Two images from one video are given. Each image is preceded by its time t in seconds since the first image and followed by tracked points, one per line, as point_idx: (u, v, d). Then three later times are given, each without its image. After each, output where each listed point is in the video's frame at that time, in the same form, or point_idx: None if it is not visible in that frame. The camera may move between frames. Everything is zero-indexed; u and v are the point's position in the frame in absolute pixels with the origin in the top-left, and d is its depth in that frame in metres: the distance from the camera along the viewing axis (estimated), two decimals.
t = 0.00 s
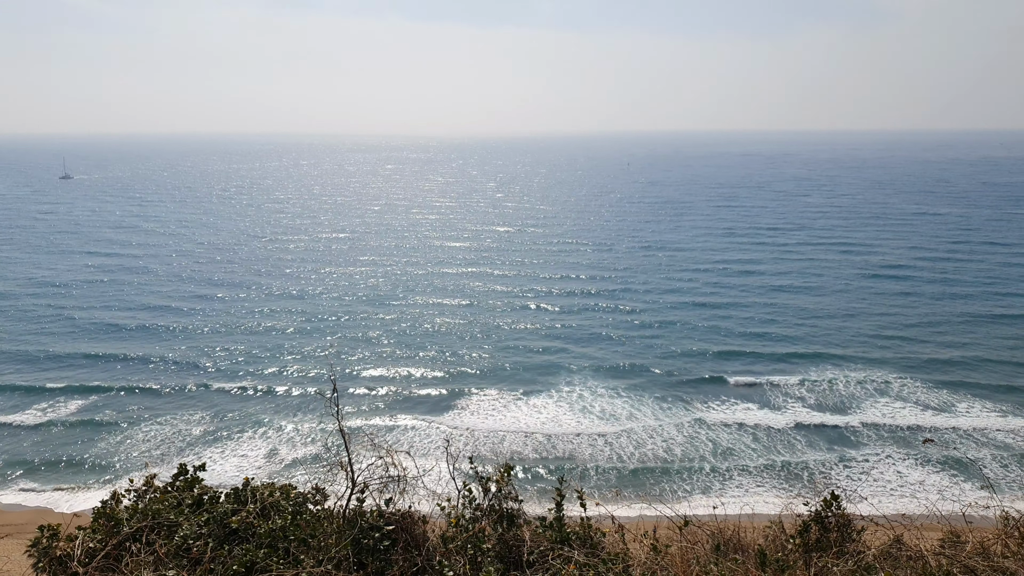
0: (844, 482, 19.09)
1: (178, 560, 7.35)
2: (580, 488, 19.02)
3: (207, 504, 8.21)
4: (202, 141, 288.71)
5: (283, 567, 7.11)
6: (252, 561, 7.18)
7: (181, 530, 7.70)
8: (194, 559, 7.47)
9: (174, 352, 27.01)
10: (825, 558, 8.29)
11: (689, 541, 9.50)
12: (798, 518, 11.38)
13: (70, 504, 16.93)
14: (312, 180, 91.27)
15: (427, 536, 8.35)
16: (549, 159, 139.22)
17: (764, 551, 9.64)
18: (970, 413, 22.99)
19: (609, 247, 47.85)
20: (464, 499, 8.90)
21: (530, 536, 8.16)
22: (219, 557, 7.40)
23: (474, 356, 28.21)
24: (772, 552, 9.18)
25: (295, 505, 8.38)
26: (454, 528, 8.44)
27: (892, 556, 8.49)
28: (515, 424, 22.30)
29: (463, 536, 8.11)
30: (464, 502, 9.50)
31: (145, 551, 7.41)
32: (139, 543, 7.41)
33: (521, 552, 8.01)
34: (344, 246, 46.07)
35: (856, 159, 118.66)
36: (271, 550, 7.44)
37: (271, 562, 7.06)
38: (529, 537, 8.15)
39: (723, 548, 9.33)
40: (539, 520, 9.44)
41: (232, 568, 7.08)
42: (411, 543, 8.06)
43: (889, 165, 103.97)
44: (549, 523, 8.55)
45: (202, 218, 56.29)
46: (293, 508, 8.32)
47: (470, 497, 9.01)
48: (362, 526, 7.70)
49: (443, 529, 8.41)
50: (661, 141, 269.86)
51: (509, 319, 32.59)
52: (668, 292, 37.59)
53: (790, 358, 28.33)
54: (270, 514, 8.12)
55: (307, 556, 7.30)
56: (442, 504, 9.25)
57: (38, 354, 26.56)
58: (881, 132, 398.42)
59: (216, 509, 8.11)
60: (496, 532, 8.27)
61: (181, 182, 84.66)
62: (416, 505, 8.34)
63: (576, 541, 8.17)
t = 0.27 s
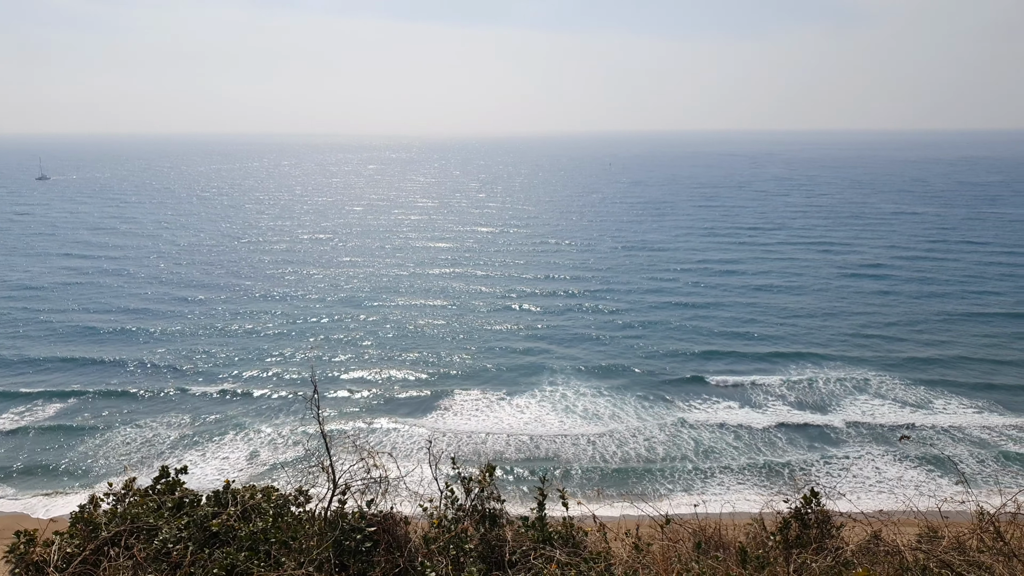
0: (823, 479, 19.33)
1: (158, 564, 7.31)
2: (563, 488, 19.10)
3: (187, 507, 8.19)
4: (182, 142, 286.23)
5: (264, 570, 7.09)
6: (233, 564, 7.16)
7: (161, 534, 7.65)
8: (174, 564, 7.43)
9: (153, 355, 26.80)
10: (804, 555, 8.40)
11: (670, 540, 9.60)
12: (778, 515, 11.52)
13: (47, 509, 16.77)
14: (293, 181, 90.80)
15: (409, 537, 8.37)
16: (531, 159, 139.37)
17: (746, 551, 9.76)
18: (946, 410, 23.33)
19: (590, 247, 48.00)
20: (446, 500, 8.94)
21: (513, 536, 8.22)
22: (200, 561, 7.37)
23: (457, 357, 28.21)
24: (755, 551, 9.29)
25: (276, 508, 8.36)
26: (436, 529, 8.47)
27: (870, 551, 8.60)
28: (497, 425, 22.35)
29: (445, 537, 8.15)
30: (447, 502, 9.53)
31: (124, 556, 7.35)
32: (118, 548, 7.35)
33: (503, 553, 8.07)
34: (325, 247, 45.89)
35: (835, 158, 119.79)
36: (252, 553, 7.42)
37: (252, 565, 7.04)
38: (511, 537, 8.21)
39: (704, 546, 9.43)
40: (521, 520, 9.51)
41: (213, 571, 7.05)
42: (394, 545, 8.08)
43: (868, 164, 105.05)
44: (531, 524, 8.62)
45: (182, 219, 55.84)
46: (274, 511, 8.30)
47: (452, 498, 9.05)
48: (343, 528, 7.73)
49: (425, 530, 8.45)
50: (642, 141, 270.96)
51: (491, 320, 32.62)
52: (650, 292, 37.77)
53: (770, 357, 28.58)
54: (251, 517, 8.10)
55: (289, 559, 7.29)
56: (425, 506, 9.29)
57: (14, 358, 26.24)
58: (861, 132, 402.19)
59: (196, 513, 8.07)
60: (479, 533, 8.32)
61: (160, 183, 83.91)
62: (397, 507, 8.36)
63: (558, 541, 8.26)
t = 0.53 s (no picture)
0: (802, 475, 19.54)
1: (135, 568, 7.24)
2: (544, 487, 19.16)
3: (165, 511, 8.10)
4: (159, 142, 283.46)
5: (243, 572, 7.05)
6: (211, 567, 7.10)
7: (139, 537, 7.58)
8: (151, 569, 7.35)
9: (129, 359, 26.54)
10: (782, 550, 8.47)
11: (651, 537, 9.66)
12: (757, 512, 11.62)
13: (22, 515, 16.57)
14: (273, 181, 90.22)
15: (390, 538, 8.35)
16: (512, 159, 139.45)
17: (727, 548, 9.83)
18: (923, 407, 23.66)
19: (572, 248, 48.11)
20: (427, 500, 8.95)
21: (494, 536, 8.25)
22: (178, 565, 7.31)
23: (438, 358, 28.17)
24: (735, 549, 9.34)
25: (255, 510, 8.31)
26: (417, 530, 8.48)
27: (848, 545, 8.62)
28: (479, 425, 22.36)
29: (426, 538, 8.15)
30: (428, 502, 9.53)
31: (101, 561, 7.27)
32: (94, 552, 7.25)
33: (485, 553, 8.09)
34: (305, 248, 45.65)
35: (814, 158, 120.89)
36: (231, 556, 7.37)
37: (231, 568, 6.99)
38: (492, 537, 8.22)
39: (685, 544, 9.48)
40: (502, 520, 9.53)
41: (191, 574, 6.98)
42: (374, 546, 8.08)
43: (846, 164, 106.13)
44: (512, 524, 8.64)
45: (159, 220, 55.30)
46: (253, 513, 8.26)
47: (434, 498, 9.06)
48: (324, 530, 7.71)
49: (406, 531, 8.45)
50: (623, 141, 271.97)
51: (472, 321, 32.59)
52: (631, 292, 37.91)
53: (749, 356, 28.79)
54: (230, 520, 8.05)
55: (268, 561, 7.25)
56: (406, 507, 9.28)
57: None
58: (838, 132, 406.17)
59: (174, 516, 8.00)
60: (461, 532, 8.34)
61: (137, 183, 83.06)
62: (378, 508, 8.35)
63: (538, 540, 8.34)
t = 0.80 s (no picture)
0: (782, 473, 19.73)
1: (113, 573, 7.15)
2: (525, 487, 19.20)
3: (144, 515, 7.99)
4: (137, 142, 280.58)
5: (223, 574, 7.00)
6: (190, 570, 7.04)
7: (117, 542, 7.48)
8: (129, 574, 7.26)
9: (106, 363, 26.26)
10: (761, 547, 8.55)
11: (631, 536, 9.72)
12: (736, 510, 11.70)
13: None
14: (251, 182, 89.57)
15: (371, 538, 8.35)
16: (494, 159, 139.45)
17: (707, 546, 9.93)
18: (900, 404, 23.97)
19: (553, 248, 48.21)
20: (408, 500, 8.94)
21: (475, 536, 8.27)
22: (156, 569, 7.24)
23: (419, 360, 28.13)
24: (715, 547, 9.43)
25: (235, 512, 8.25)
26: (398, 530, 8.48)
27: (826, 542, 8.68)
28: (460, 426, 22.36)
29: (408, 538, 8.15)
30: (409, 503, 9.52)
31: (77, 566, 7.17)
32: (70, 556, 7.15)
33: (466, 553, 8.11)
34: (285, 249, 45.39)
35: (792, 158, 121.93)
36: (211, 559, 7.30)
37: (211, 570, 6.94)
38: (473, 537, 8.24)
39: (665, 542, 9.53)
40: (484, 521, 9.56)
41: None
42: (354, 548, 8.07)
43: (824, 164, 107.18)
44: (493, 524, 8.67)
45: (137, 221, 54.76)
46: (232, 515, 8.20)
47: (415, 498, 9.06)
48: (304, 531, 7.68)
49: (386, 532, 8.44)
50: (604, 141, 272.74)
51: (453, 323, 32.57)
52: (612, 293, 38.05)
53: (729, 356, 28.99)
54: (210, 523, 7.98)
55: (249, 564, 7.19)
56: (387, 508, 9.27)
57: None
58: (817, 132, 409.86)
59: (152, 520, 7.91)
60: (442, 533, 8.35)
61: (114, 184, 82.18)
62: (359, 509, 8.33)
63: (519, 539, 8.38)
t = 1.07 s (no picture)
0: (763, 470, 19.94)
1: None
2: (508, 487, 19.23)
3: (122, 518, 7.89)
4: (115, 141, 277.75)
5: None
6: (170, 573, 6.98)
7: (95, 547, 7.38)
8: None
9: (85, 367, 25.98)
10: (741, 545, 8.61)
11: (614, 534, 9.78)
12: (717, 508, 11.78)
13: None
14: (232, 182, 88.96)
15: (352, 541, 8.34)
16: (476, 159, 139.41)
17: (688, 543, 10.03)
18: (879, 401, 24.28)
19: (535, 248, 48.29)
20: (390, 502, 8.93)
21: (457, 537, 8.29)
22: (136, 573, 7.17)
23: (401, 362, 28.08)
24: (696, 545, 9.52)
25: (216, 516, 8.19)
26: (380, 532, 8.47)
27: (806, 539, 8.72)
28: (443, 427, 22.35)
29: (390, 540, 8.17)
30: (391, 505, 9.51)
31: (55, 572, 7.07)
32: (48, 561, 7.04)
33: (449, 553, 8.12)
34: (266, 251, 45.14)
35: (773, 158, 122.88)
36: (192, 562, 7.24)
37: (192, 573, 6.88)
38: (455, 537, 8.27)
39: (647, 541, 9.58)
40: (465, 520, 9.60)
41: None
42: (337, 550, 8.05)
43: (804, 163, 108.13)
44: (475, 524, 8.69)
45: (116, 222, 54.23)
46: (213, 519, 8.14)
47: (397, 499, 9.06)
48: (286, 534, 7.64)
49: (368, 533, 8.44)
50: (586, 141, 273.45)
51: (436, 324, 32.53)
52: (595, 293, 38.18)
53: (712, 355, 29.16)
54: (191, 527, 7.91)
55: (230, 566, 7.14)
56: (369, 509, 9.26)
57: None
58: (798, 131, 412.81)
59: (131, 524, 7.81)
60: (425, 534, 8.35)
61: (92, 185, 81.32)
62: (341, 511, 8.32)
63: (502, 539, 8.43)
